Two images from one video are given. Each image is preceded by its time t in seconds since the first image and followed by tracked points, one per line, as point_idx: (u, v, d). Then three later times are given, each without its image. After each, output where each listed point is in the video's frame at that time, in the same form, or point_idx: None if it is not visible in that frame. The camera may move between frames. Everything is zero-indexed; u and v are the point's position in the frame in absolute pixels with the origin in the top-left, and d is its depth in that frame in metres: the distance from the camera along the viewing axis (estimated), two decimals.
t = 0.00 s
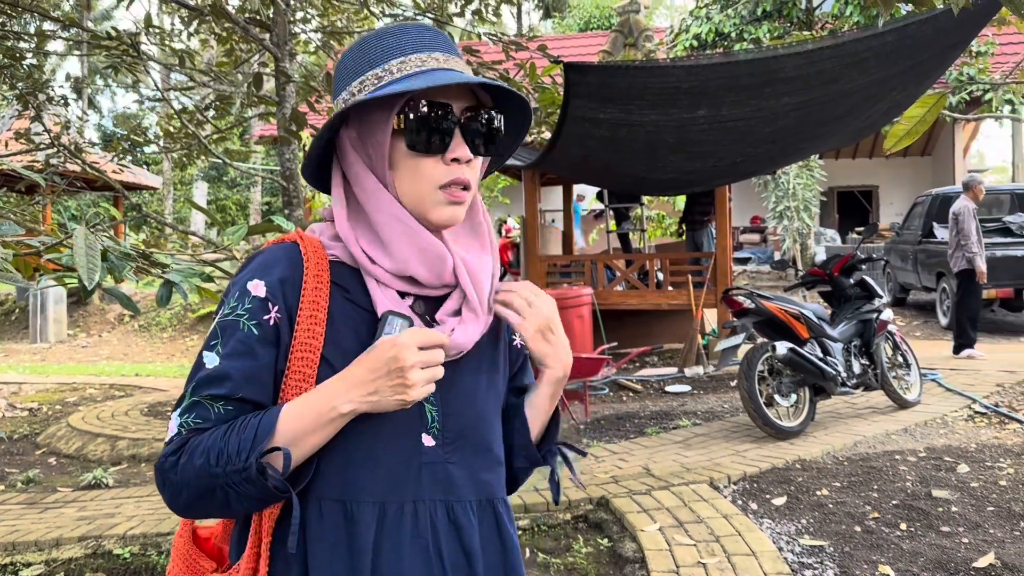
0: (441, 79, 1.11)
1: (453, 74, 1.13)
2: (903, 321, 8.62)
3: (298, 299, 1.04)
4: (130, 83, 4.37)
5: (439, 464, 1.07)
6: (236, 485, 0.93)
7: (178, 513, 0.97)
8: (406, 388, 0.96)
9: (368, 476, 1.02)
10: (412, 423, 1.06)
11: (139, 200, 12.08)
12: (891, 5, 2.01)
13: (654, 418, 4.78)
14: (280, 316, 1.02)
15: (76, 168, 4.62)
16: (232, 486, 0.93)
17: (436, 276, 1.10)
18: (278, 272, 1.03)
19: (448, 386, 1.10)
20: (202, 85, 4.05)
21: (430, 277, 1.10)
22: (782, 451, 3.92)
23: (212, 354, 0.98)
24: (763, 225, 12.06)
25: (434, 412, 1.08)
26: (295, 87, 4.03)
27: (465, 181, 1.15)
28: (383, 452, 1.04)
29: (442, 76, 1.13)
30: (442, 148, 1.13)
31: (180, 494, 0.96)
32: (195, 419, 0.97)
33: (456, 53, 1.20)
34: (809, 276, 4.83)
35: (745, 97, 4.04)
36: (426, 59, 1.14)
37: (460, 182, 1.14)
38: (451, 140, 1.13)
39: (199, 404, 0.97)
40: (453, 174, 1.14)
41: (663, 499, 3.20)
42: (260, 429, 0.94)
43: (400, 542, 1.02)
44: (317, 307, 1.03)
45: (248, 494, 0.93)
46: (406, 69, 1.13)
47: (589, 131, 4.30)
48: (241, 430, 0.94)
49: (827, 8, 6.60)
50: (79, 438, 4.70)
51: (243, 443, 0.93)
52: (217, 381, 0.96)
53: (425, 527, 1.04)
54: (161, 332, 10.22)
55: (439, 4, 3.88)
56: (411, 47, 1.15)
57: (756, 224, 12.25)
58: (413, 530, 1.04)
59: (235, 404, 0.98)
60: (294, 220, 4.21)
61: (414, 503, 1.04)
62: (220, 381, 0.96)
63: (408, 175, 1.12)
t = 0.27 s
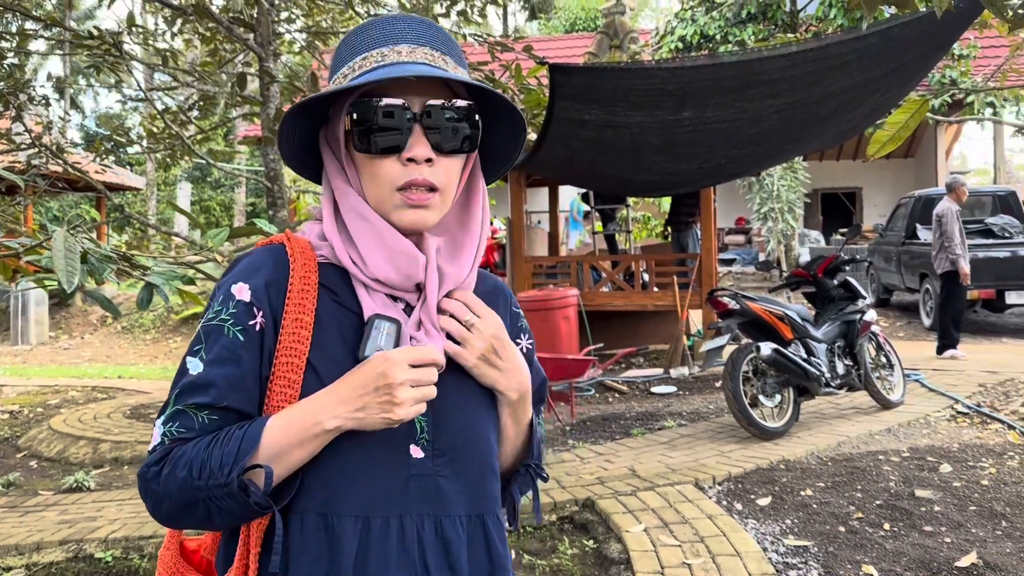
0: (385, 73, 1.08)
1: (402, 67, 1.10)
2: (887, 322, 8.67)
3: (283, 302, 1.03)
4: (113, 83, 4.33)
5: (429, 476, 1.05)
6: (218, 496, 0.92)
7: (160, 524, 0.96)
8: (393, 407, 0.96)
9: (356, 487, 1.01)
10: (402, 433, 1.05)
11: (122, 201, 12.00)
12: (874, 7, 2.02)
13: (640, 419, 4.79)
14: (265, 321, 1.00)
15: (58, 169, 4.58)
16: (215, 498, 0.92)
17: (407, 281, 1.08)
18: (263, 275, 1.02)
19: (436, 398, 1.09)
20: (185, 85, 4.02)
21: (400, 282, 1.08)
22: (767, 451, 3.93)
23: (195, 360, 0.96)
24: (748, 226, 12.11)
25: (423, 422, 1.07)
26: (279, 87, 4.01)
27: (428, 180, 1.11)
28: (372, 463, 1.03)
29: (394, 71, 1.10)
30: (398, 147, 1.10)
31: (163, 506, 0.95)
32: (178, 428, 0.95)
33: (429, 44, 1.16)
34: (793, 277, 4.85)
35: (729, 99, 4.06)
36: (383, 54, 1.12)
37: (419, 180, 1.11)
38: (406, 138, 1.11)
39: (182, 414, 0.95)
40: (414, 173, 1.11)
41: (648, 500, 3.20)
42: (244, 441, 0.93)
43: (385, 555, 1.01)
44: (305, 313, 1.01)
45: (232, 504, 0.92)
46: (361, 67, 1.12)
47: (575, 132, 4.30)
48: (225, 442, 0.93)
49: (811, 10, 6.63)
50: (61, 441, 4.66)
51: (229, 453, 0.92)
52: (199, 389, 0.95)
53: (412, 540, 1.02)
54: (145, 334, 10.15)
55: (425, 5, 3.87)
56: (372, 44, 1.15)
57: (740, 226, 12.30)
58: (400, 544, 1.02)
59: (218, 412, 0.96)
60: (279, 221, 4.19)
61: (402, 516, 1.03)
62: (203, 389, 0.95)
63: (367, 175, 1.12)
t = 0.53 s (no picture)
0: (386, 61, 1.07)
1: (406, 54, 1.08)
2: (872, 323, 8.72)
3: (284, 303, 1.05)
4: (97, 83, 4.30)
5: (429, 486, 1.02)
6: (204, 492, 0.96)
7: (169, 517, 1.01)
8: (356, 410, 0.93)
9: (348, 495, 1.00)
10: (400, 439, 1.02)
11: (107, 203, 11.92)
12: (856, 9, 2.02)
13: (626, 420, 4.80)
14: (265, 320, 1.03)
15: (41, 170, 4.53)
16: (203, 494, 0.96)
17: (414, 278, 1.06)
18: (266, 276, 1.05)
19: (439, 398, 1.05)
20: (170, 86, 4.00)
21: (406, 282, 1.06)
22: (752, 452, 3.94)
23: (202, 358, 1.01)
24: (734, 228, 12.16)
25: (423, 427, 1.03)
26: (264, 89, 3.98)
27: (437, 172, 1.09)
28: (369, 470, 1.01)
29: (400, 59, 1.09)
30: (404, 138, 1.08)
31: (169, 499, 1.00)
32: (184, 424, 1.00)
33: (439, 32, 1.14)
34: (778, 278, 4.87)
35: (715, 101, 4.07)
36: (391, 43, 1.11)
37: (425, 172, 1.08)
38: (413, 128, 1.09)
39: (189, 408, 1.00)
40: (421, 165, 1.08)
41: (635, 501, 3.20)
42: (230, 442, 0.96)
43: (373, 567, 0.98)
44: (301, 312, 1.02)
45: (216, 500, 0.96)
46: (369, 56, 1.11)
47: (562, 134, 4.32)
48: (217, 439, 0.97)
49: (796, 13, 6.67)
50: (43, 445, 4.62)
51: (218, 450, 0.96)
52: (199, 388, 0.99)
53: (403, 553, 0.99)
54: (129, 337, 10.09)
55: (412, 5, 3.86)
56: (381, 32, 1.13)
57: (727, 227, 12.34)
58: (392, 556, 0.99)
59: (220, 410, 1.00)
60: (265, 223, 4.17)
61: (396, 528, 1.00)
62: (203, 388, 0.99)
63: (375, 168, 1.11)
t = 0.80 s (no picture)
0: (424, 54, 1.07)
1: (444, 48, 1.08)
2: (860, 325, 8.75)
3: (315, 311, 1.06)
4: (83, 86, 4.27)
5: (460, 505, 1.01)
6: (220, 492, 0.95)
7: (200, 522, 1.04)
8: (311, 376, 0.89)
9: (375, 513, 1.01)
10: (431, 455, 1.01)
11: (94, 206, 11.86)
12: (842, 11, 2.03)
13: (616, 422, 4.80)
14: (294, 327, 1.04)
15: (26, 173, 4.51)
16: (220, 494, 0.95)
17: (461, 284, 1.06)
18: (298, 281, 1.07)
19: (476, 414, 1.03)
20: (157, 89, 3.98)
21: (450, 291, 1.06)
22: (741, 453, 3.95)
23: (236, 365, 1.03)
24: (723, 230, 12.19)
25: (455, 443, 1.02)
26: (252, 91, 3.96)
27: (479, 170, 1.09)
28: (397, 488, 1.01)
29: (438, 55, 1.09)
30: (443, 136, 1.10)
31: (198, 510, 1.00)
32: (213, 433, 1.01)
33: (479, 25, 1.13)
34: (767, 280, 4.88)
35: (703, 104, 4.09)
36: (431, 36, 1.11)
37: (465, 171, 1.09)
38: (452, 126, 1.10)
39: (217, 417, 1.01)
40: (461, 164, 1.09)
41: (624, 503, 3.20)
42: (243, 435, 0.95)
43: None
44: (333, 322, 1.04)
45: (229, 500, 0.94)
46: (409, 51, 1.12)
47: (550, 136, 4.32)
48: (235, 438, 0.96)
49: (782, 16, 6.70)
50: (30, 449, 4.60)
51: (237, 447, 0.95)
52: (229, 391, 1.01)
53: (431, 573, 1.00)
54: (117, 341, 10.04)
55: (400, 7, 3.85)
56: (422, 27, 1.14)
57: (715, 229, 12.38)
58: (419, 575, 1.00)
59: (248, 417, 1.01)
60: (253, 226, 4.15)
61: (424, 547, 1.00)
62: (232, 393, 1.00)
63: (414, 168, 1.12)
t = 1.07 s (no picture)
0: (450, 58, 1.08)
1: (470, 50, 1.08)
2: (852, 326, 8.78)
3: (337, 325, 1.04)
4: (74, 90, 4.26)
5: (482, 528, 0.99)
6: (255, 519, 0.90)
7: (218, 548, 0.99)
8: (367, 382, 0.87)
9: (397, 535, 0.98)
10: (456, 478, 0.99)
11: (85, 211, 11.83)
12: (831, 16, 2.04)
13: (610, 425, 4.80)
14: (318, 342, 1.01)
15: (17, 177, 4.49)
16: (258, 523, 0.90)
17: (483, 298, 1.05)
18: (318, 291, 1.04)
19: (500, 434, 1.01)
20: (148, 93, 3.97)
21: (475, 307, 1.05)
22: (735, 456, 3.96)
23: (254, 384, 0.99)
24: (715, 233, 12.22)
25: (478, 465, 1.00)
26: (244, 95, 3.96)
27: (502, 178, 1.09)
28: (417, 510, 0.98)
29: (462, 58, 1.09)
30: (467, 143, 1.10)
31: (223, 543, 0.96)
32: (236, 458, 0.96)
33: (506, 30, 1.14)
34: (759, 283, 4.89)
35: (695, 107, 4.10)
36: (457, 40, 1.11)
37: (488, 178, 1.09)
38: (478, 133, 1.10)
39: (241, 442, 0.97)
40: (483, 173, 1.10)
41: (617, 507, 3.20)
42: (287, 474, 0.91)
43: None
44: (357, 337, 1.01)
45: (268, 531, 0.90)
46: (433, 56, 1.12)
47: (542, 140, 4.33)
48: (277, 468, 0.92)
49: (773, 19, 6.72)
50: (21, 455, 4.58)
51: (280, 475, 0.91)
52: (251, 410, 0.97)
53: None
54: (108, 346, 10.01)
55: (391, 11, 3.86)
56: (445, 33, 1.14)
57: (708, 232, 12.40)
58: None
59: (275, 439, 0.97)
60: (245, 230, 4.14)
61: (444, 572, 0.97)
62: (254, 411, 0.96)
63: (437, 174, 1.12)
